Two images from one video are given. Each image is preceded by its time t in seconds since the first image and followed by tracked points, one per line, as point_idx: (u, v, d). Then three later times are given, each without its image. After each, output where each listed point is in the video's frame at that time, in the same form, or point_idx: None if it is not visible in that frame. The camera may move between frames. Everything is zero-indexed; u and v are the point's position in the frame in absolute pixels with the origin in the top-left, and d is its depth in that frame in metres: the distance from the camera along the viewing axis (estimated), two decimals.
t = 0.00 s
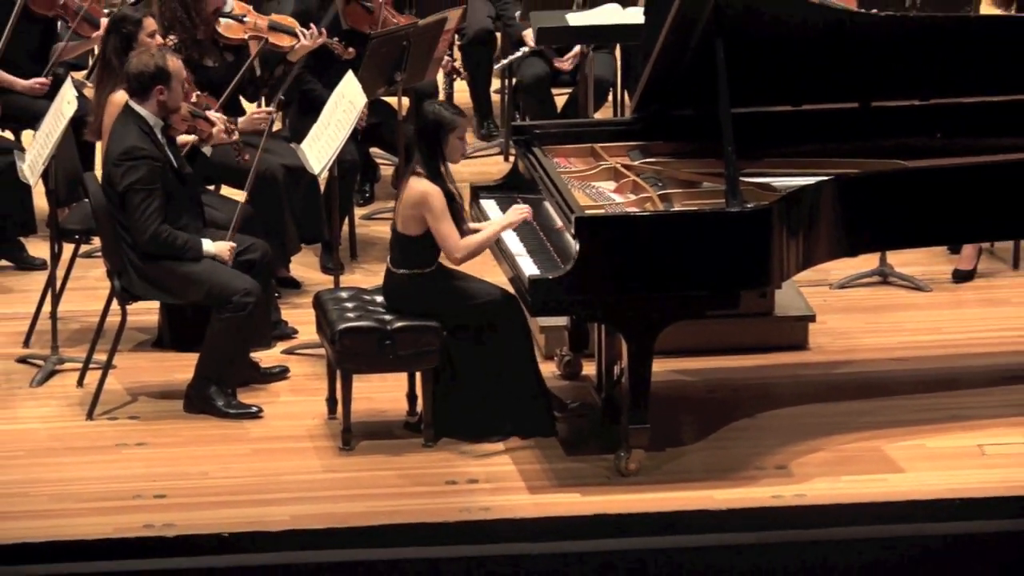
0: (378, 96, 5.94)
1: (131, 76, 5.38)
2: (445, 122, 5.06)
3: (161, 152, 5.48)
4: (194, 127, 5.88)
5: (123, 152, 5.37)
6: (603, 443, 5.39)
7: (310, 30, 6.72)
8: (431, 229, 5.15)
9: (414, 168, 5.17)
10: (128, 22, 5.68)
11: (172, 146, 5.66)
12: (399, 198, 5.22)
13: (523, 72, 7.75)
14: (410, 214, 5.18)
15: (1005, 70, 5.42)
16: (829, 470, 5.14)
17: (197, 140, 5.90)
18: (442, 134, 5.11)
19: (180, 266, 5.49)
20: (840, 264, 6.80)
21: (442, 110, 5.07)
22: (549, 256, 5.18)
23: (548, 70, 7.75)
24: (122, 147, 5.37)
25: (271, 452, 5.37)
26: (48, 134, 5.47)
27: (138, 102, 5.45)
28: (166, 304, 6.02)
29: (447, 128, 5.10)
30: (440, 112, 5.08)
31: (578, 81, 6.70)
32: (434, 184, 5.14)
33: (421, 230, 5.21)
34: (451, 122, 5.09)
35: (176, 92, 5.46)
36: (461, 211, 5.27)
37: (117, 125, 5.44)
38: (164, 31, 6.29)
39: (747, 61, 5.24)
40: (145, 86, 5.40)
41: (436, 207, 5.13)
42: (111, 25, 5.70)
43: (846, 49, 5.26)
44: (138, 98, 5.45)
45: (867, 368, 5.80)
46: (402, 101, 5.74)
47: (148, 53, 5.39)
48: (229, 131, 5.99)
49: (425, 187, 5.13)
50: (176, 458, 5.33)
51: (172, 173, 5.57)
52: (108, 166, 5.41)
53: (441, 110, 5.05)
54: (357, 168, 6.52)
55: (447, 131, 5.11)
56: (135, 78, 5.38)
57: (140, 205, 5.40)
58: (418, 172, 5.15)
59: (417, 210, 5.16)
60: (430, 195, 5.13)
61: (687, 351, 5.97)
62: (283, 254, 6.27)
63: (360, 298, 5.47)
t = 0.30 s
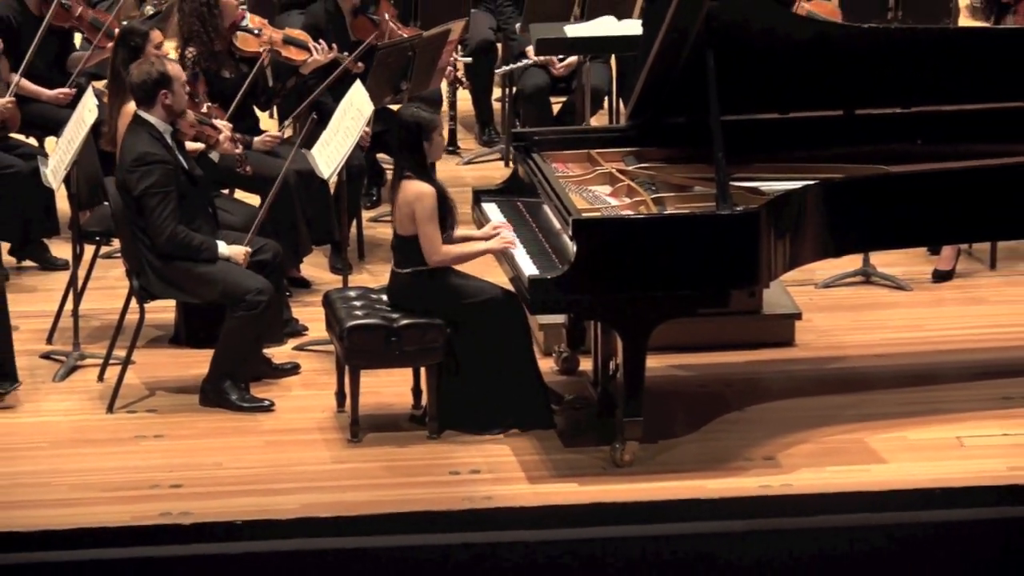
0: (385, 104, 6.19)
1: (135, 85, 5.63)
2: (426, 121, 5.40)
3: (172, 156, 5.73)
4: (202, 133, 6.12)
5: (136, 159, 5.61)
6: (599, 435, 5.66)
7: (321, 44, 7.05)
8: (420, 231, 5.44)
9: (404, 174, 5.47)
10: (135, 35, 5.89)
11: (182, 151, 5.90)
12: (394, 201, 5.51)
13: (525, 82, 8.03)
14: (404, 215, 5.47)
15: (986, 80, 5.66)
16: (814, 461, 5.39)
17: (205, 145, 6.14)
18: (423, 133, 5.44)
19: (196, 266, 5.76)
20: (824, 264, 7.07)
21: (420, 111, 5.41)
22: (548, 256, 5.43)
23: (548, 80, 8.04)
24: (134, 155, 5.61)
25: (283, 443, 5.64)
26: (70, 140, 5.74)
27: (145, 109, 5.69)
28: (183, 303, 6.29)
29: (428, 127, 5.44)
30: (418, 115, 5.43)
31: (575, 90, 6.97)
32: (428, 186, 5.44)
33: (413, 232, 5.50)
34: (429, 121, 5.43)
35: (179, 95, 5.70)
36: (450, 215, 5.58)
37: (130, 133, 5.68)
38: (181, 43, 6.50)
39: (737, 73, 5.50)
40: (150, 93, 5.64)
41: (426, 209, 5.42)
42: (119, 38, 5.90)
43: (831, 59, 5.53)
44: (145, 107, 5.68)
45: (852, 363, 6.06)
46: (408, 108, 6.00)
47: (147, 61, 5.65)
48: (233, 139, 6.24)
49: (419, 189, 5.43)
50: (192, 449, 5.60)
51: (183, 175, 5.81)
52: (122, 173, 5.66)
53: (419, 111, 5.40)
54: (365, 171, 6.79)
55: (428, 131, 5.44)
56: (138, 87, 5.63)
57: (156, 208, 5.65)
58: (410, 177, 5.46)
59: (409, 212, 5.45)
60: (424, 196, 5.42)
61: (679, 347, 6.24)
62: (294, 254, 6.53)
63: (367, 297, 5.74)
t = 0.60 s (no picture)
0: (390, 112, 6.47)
1: (146, 93, 5.87)
2: (415, 130, 5.62)
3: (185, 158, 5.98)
4: (213, 142, 6.36)
5: (152, 162, 5.86)
6: (595, 427, 5.93)
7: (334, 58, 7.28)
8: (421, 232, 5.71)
9: (397, 180, 5.75)
10: (146, 48, 6.09)
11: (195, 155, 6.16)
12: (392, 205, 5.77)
13: (525, 91, 8.32)
14: (402, 218, 5.74)
15: (964, 86, 5.93)
16: (801, 452, 5.65)
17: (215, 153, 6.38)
18: (416, 141, 5.66)
19: (211, 264, 6.03)
20: (811, 265, 7.38)
21: (411, 121, 5.63)
22: (547, 257, 5.71)
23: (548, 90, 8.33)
24: (150, 157, 5.86)
25: (294, 435, 5.92)
26: (90, 147, 6.02)
27: (157, 115, 5.94)
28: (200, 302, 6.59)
29: (419, 135, 5.65)
30: (410, 124, 5.64)
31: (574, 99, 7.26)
32: (421, 190, 5.72)
33: (415, 232, 5.76)
34: (419, 130, 5.64)
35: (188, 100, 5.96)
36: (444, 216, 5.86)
37: (145, 138, 5.93)
38: (201, 53, 6.79)
39: (730, 83, 5.76)
40: (163, 98, 5.89)
41: (422, 210, 5.70)
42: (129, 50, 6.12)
43: (820, 70, 5.78)
44: (156, 113, 5.94)
45: (838, 359, 6.35)
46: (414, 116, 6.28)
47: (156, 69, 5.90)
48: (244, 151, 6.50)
49: (412, 193, 5.70)
50: (208, 441, 5.87)
51: (196, 177, 6.07)
52: (139, 176, 5.91)
53: (410, 121, 5.62)
54: (372, 176, 7.07)
55: (420, 138, 5.66)
56: (149, 94, 5.87)
57: (172, 208, 5.91)
58: (401, 183, 5.74)
59: (407, 215, 5.72)
60: (418, 199, 5.70)
61: (673, 344, 6.52)
62: (304, 255, 6.82)
63: (374, 296, 6.02)
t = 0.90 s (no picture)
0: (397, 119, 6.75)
1: (162, 101, 6.16)
2: (418, 139, 5.89)
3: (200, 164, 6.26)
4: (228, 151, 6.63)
5: (168, 167, 6.15)
6: (591, 421, 6.22)
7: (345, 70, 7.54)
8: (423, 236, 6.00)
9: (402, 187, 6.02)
10: (162, 58, 6.37)
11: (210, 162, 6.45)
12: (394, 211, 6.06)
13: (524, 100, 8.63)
14: (404, 223, 6.03)
15: (941, 93, 6.23)
16: (788, 444, 5.92)
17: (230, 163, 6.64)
18: (418, 149, 5.95)
19: (225, 264, 6.31)
20: (797, 266, 7.72)
21: (413, 130, 5.91)
22: (546, 259, 5.98)
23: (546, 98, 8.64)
24: (166, 162, 6.14)
25: (304, 428, 6.21)
26: (110, 153, 6.31)
27: (173, 122, 6.23)
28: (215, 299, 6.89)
29: (422, 143, 5.94)
30: (412, 134, 5.92)
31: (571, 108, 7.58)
32: (422, 196, 5.99)
33: (416, 236, 6.05)
34: (421, 139, 5.93)
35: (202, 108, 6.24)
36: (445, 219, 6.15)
37: (162, 144, 6.21)
38: (219, 62, 7.12)
39: (720, 92, 6.03)
40: (178, 106, 6.17)
41: (424, 216, 5.97)
42: (145, 63, 6.40)
43: (805, 80, 6.06)
44: (172, 120, 6.22)
45: (823, 356, 6.64)
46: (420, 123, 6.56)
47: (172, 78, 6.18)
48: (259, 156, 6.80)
49: (413, 199, 5.98)
50: (223, 433, 6.15)
51: (211, 181, 6.35)
52: (156, 181, 6.19)
53: (412, 130, 5.90)
54: (380, 181, 7.36)
55: (422, 146, 5.95)
56: (165, 103, 6.16)
57: (188, 210, 6.20)
58: (405, 189, 6.01)
59: (409, 220, 6.01)
60: (419, 205, 5.98)
61: (666, 341, 6.82)
62: (315, 256, 7.11)
63: (381, 295, 6.30)
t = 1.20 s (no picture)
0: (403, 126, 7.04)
1: (180, 110, 6.48)
2: (421, 148, 6.21)
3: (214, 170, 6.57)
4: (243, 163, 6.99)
5: (183, 173, 6.46)
6: (588, 413, 6.52)
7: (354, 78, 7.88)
8: (431, 237, 6.30)
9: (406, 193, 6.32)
10: (179, 68, 6.69)
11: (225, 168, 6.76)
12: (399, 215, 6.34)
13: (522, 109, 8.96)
14: (411, 226, 6.31)
15: (920, 102, 6.52)
16: (777, 436, 6.20)
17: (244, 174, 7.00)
18: (422, 157, 6.26)
19: (239, 265, 6.60)
20: (784, 267, 8.03)
21: (417, 140, 6.23)
22: (545, 260, 6.27)
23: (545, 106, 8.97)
24: (180, 169, 6.46)
25: (314, 421, 6.50)
26: (128, 159, 6.62)
27: (188, 130, 6.54)
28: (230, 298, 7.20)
29: (425, 151, 6.25)
30: (416, 143, 6.24)
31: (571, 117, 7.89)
32: (426, 201, 6.27)
33: (422, 238, 6.35)
34: (425, 147, 6.24)
35: (217, 118, 6.55)
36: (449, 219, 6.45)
37: (178, 152, 6.53)
38: (235, 72, 7.41)
39: (711, 102, 6.32)
40: (193, 115, 6.49)
41: (431, 218, 6.26)
42: (162, 72, 6.72)
43: (793, 90, 6.35)
44: (187, 128, 6.53)
45: (810, 352, 6.94)
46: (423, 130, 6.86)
47: (189, 88, 6.51)
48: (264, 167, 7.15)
49: (419, 204, 6.26)
50: (237, 426, 6.44)
51: (225, 187, 6.65)
52: (171, 186, 6.50)
53: (415, 139, 6.21)
54: (387, 185, 7.67)
55: (426, 154, 6.26)
56: (182, 111, 6.48)
57: (201, 215, 6.50)
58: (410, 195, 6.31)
59: (416, 223, 6.30)
60: (425, 210, 6.25)
61: (659, 338, 7.12)
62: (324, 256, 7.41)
63: (388, 295, 6.60)
